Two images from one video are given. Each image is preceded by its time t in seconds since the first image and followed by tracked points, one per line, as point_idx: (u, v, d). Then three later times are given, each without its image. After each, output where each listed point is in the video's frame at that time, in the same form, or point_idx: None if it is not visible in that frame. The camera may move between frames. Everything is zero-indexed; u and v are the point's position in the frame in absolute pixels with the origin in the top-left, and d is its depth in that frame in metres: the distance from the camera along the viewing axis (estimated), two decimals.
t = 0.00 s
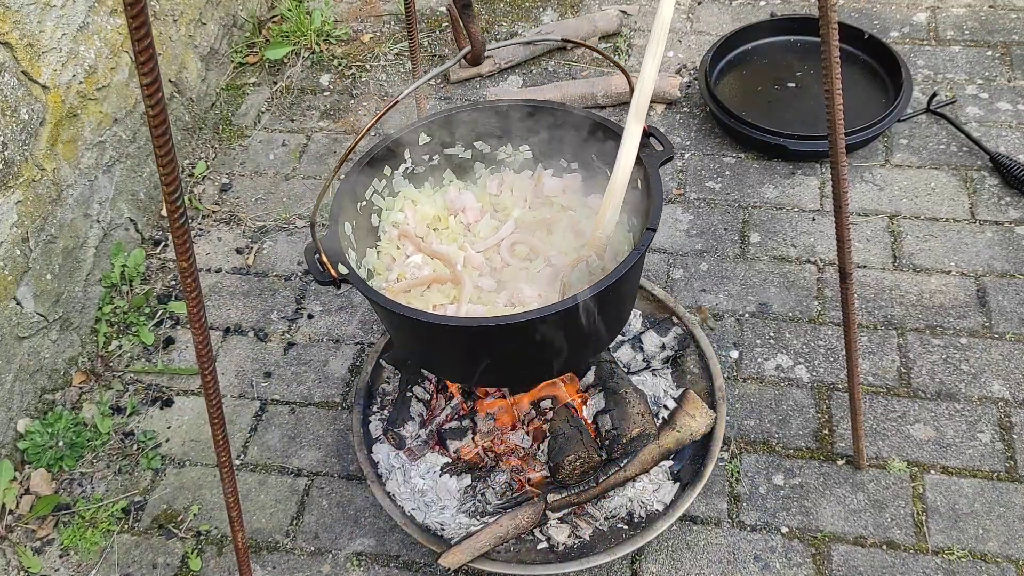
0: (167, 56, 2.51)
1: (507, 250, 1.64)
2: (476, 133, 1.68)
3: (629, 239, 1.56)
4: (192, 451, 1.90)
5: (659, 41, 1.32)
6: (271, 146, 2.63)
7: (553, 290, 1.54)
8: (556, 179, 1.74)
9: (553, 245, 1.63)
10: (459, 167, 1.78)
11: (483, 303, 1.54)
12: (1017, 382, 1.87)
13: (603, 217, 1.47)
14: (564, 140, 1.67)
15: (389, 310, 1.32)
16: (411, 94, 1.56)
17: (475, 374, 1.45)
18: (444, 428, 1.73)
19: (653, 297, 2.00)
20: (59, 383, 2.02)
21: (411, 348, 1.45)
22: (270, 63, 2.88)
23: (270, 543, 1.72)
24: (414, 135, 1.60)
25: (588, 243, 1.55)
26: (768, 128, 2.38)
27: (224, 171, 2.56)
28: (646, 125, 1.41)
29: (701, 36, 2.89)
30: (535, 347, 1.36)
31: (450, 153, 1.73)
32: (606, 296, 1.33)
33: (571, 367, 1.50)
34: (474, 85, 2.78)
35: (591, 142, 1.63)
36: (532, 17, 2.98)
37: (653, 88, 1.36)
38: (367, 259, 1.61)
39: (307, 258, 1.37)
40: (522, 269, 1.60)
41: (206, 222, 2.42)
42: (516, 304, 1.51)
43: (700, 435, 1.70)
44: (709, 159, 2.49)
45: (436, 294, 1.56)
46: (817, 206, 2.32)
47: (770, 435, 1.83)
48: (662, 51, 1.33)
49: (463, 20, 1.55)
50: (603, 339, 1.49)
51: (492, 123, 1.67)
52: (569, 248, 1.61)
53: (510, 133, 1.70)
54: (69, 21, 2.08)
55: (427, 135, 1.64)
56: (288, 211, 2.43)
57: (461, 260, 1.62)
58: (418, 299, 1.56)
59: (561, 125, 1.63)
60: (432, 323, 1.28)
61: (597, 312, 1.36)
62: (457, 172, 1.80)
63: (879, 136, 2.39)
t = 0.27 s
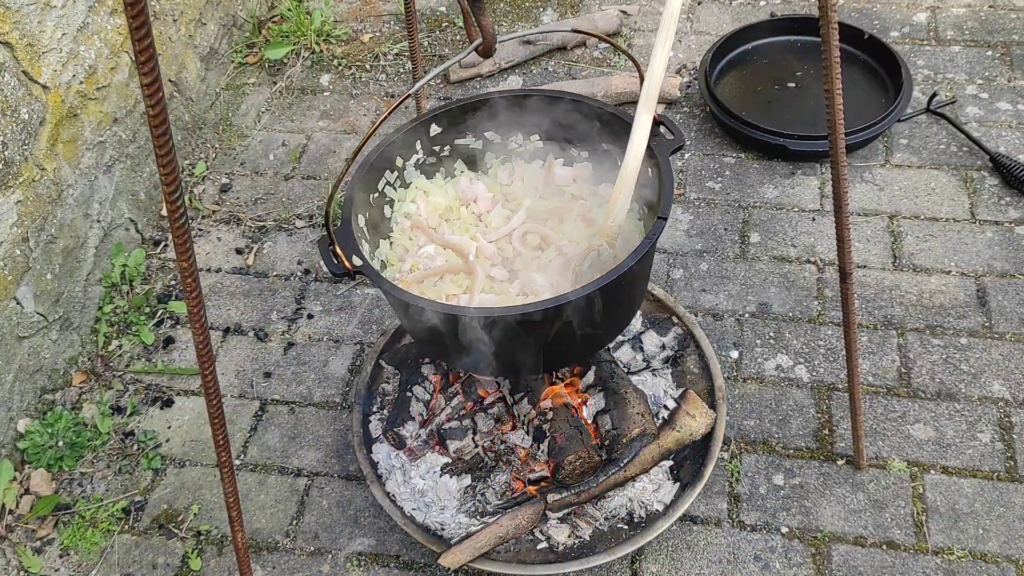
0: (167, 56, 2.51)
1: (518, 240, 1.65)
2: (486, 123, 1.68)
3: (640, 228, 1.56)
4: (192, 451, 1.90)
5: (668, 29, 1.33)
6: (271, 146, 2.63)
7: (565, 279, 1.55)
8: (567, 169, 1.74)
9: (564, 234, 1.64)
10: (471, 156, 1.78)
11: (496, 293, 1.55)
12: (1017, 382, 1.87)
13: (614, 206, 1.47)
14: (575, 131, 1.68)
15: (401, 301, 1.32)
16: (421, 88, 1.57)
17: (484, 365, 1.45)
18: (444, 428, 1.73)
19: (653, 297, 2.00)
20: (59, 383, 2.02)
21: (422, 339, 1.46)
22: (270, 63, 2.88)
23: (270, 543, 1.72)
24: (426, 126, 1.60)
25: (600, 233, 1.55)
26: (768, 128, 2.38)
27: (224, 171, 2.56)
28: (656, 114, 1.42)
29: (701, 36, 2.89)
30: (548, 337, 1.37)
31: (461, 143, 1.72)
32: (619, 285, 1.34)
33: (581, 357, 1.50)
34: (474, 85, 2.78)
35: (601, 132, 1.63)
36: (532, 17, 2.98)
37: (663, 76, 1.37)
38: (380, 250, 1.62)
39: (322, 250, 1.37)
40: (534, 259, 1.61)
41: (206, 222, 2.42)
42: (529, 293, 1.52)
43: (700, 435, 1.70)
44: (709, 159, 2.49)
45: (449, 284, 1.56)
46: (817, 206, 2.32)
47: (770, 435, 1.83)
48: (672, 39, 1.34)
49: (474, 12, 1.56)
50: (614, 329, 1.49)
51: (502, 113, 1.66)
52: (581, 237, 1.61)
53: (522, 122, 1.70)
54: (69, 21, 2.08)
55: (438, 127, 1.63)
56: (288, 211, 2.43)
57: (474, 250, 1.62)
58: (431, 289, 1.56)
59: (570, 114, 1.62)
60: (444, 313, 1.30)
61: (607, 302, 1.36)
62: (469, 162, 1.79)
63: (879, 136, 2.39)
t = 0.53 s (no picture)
0: (167, 56, 2.51)
1: (519, 233, 1.66)
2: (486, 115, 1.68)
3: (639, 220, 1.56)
4: (192, 451, 1.90)
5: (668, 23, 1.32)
6: (271, 146, 2.63)
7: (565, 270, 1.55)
8: (567, 161, 1.75)
9: (564, 226, 1.65)
10: (471, 149, 1.78)
11: (497, 284, 1.55)
12: (1017, 382, 1.87)
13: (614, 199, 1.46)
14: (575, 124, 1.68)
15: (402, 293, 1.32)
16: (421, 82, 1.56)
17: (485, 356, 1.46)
18: (444, 428, 1.72)
19: (653, 297, 2.00)
20: (59, 383, 2.02)
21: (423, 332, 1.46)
22: (270, 63, 2.88)
23: (270, 543, 1.72)
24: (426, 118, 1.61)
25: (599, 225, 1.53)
26: (768, 128, 2.38)
27: (224, 171, 2.56)
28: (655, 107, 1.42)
29: (701, 36, 2.89)
30: (550, 332, 1.37)
31: (462, 135, 1.73)
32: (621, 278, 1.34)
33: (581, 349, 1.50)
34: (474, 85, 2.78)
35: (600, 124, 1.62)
36: (532, 17, 2.98)
37: (663, 69, 1.37)
38: (382, 242, 1.62)
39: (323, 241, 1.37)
40: (534, 251, 1.61)
41: (206, 222, 2.42)
42: (529, 285, 1.52)
43: (700, 435, 1.71)
44: (709, 159, 2.49)
45: (450, 276, 1.57)
46: (817, 206, 2.32)
47: (770, 435, 1.83)
48: (671, 33, 1.33)
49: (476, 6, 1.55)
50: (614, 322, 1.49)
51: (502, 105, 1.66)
52: (581, 229, 1.62)
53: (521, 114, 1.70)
54: (69, 21, 2.08)
55: (438, 119, 1.64)
56: (288, 211, 2.43)
57: (474, 242, 1.62)
58: (432, 281, 1.56)
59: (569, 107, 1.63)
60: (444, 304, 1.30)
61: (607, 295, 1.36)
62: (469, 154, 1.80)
63: (879, 136, 2.39)
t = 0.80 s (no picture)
0: (167, 56, 2.51)
1: (508, 233, 1.65)
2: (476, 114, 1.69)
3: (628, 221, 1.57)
4: (192, 451, 1.90)
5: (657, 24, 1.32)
6: (271, 146, 2.63)
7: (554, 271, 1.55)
8: (556, 162, 1.75)
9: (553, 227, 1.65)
10: (461, 148, 1.78)
11: (486, 284, 1.54)
12: (1017, 382, 1.87)
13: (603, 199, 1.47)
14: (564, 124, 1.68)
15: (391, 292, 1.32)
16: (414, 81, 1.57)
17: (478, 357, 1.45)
18: (444, 428, 1.72)
19: (653, 297, 2.00)
20: (59, 383, 2.02)
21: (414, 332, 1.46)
22: (270, 63, 2.88)
23: (270, 543, 1.72)
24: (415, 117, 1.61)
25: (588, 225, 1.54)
26: (768, 128, 2.38)
27: (224, 171, 2.56)
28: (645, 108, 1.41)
29: (701, 36, 2.89)
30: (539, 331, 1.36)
31: (451, 135, 1.73)
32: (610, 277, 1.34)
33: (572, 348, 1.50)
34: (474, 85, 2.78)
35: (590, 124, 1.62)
36: (532, 17, 2.98)
37: (653, 70, 1.37)
38: (370, 241, 1.60)
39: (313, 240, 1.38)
40: (523, 251, 1.61)
41: (206, 222, 2.42)
42: (518, 285, 1.52)
43: (700, 435, 1.70)
44: (709, 159, 2.49)
45: (439, 276, 1.56)
46: (817, 206, 2.32)
47: (770, 435, 1.83)
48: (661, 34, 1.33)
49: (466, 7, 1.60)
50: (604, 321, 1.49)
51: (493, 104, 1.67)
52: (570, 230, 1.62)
53: (512, 113, 1.70)
54: (69, 21, 2.08)
55: (428, 119, 1.65)
56: (288, 211, 2.43)
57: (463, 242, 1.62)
58: (420, 281, 1.55)
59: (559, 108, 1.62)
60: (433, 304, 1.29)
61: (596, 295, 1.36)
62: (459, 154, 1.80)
63: (879, 136, 2.39)
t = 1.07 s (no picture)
0: (167, 56, 2.51)
1: (493, 240, 1.66)
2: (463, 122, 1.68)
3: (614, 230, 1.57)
4: (192, 451, 1.90)
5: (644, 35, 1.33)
6: (271, 146, 2.63)
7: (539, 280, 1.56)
8: (543, 170, 1.76)
9: (538, 236, 1.66)
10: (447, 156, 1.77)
11: (470, 292, 1.56)
12: (1017, 382, 1.87)
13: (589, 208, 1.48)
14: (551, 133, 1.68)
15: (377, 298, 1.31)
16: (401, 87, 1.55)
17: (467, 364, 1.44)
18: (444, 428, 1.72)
19: (653, 297, 2.00)
20: (59, 383, 2.02)
21: (400, 340, 1.45)
22: (270, 63, 2.89)
23: (270, 543, 1.72)
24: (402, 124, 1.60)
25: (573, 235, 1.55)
26: (768, 128, 2.38)
27: (224, 171, 2.56)
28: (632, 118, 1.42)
29: (701, 36, 2.89)
30: (527, 337, 1.36)
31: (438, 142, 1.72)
32: (593, 286, 1.34)
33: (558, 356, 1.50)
34: (474, 85, 2.78)
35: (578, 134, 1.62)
36: (532, 17, 2.98)
37: (640, 80, 1.37)
38: (355, 248, 1.59)
39: (296, 246, 1.37)
40: (508, 259, 1.63)
41: (206, 222, 2.42)
42: (502, 294, 1.53)
43: (700, 435, 1.70)
44: (709, 159, 2.49)
45: (423, 283, 1.58)
46: (817, 206, 2.32)
47: (770, 435, 1.83)
48: (648, 43, 1.34)
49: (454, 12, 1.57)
50: (591, 329, 1.49)
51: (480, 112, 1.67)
52: (556, 238, 1.63)
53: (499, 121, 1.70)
54: (69, 21, 2.08)
55: (415, 125, 1.63)
56: (288, 211, 2.43)
57: (449, 249, 1.63)
58: (405, 288, 1.57)
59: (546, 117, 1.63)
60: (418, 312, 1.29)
61: (582, 303, 1.36)
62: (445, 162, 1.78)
63: (879, 136, 2.39)
